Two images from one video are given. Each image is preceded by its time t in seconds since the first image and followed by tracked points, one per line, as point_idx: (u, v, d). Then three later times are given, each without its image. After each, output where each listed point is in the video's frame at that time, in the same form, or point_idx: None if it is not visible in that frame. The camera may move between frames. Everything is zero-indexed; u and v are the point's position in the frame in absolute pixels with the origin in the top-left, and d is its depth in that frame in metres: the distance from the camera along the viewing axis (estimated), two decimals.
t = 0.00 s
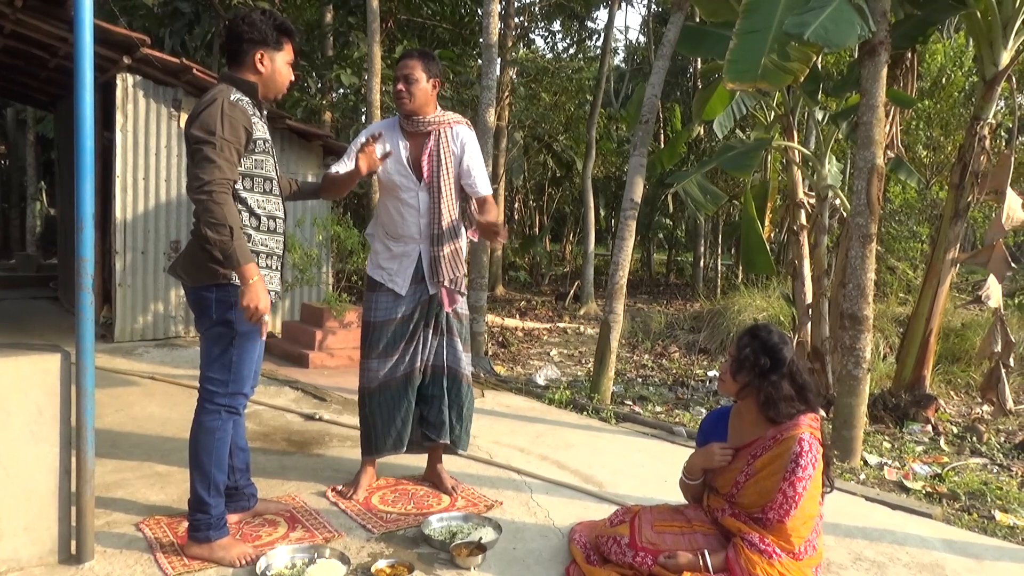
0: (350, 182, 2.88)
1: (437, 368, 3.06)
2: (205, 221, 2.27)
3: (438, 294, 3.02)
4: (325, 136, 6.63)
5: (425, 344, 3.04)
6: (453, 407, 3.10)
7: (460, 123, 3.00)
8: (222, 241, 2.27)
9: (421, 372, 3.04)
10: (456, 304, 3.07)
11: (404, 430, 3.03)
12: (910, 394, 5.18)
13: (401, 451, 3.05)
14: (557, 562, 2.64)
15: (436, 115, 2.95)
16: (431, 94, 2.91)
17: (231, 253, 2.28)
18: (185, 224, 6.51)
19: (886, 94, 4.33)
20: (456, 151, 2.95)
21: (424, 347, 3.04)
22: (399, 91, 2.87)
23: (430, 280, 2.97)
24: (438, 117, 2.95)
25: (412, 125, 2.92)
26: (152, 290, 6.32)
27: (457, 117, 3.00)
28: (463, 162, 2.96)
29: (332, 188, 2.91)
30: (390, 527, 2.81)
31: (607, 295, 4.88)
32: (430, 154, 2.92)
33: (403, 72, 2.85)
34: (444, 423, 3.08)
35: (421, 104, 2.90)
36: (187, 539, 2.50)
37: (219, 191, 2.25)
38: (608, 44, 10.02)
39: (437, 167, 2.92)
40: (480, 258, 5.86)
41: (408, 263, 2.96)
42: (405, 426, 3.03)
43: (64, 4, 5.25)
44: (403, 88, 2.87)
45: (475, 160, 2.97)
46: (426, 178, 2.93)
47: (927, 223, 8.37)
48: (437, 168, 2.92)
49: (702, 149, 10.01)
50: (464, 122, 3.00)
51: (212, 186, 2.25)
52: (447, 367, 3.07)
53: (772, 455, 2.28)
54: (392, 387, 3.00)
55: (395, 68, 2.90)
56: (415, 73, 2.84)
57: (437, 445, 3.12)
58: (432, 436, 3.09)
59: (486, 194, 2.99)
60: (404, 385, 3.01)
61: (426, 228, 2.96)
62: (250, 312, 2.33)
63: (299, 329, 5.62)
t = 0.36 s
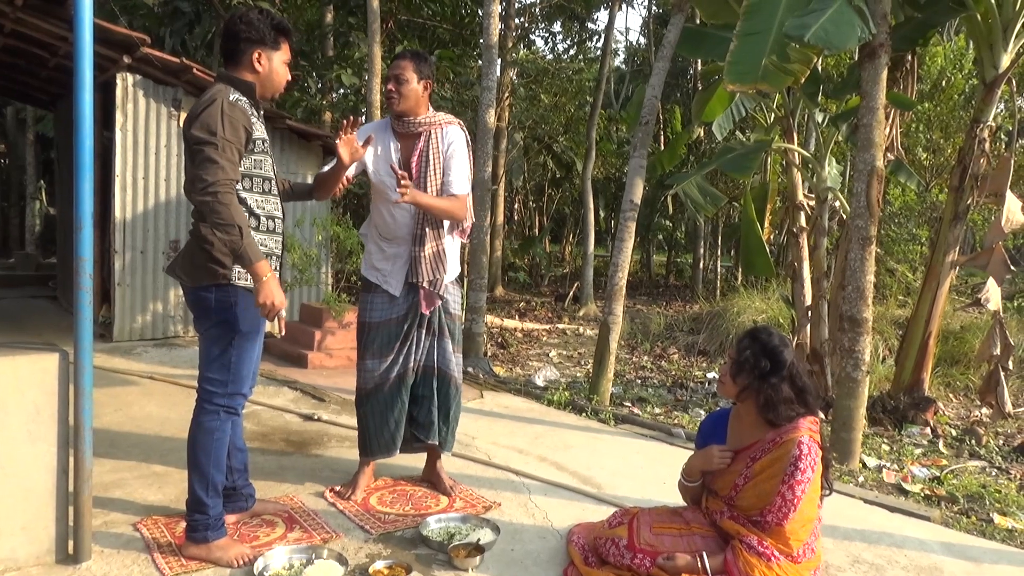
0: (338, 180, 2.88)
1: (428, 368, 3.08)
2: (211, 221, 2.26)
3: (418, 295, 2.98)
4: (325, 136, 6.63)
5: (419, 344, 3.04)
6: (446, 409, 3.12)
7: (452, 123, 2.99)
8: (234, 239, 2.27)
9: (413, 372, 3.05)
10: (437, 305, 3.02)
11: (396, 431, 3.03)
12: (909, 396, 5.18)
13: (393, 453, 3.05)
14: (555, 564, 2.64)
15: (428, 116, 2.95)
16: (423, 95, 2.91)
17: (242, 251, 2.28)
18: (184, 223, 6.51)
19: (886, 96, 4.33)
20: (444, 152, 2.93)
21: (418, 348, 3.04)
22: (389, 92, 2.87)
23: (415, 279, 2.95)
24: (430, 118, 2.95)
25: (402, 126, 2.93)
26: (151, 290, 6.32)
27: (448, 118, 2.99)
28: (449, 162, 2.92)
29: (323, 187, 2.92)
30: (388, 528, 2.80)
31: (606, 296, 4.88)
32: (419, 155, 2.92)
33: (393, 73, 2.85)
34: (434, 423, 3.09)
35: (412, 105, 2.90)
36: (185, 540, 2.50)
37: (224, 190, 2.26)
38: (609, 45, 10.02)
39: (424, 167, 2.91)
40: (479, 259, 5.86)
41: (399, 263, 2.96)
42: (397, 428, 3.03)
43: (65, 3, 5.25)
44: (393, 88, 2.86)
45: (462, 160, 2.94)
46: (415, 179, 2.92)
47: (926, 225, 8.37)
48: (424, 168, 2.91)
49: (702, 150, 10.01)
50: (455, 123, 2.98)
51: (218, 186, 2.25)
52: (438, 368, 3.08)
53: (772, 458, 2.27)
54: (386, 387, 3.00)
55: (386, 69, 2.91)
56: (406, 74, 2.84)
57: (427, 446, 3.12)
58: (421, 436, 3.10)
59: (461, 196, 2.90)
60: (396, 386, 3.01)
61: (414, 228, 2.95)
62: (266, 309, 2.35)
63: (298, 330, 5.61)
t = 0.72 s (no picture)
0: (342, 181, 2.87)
1: (428, 369, 3.07)
2: (204, 222, 2.26)
3: (417, 295, 2.96)
4: (323, 136, 6.62)
5: (421, 345, 3.04)
6: (443, 409, 3.12)
7: (457, 123, 2.98)
8: (222, 243, 2.26)
9: (415, 373, 3.04)
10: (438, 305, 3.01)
11: (398, 431, 3.04)
12: (907, 398, 5.18)
13: (395, 452, 3.05)
14: (552, 566, 2.64)
15: (433, 116, 2.94)
16: (428, 95, 2.91)
17: (232, 254, 2.27)
18: (182, 223, 6.50)
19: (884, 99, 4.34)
20: (449, 152, 2.93)
21: (420, 349, 3.04)
22: (395, 92, 2.88)
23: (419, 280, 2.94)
24: (435, 118, 2.94)
25: (408, 126, 2.93)
26: (148, 290, 6.30)
27: (454, 118, 2.98)
28: (453, 162, 2.92)
29: (328, 188, 2.91)
30: (385, 529, 2.80)
31: (605, 297, 4.87)
32: (424, 155, 2.92)
33: (399, 73, 2.85)
34: (431, 422, 3.09)
35: (417, 106, 2.90)
36: (181, 541, 2.49)
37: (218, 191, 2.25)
38: (608, 47, 10.02)
39: (429, 167, 2.91)
40: (477, 260, 5.85)
41: (404, 264, 2.96)
42: (399, 428, 3.03)
43: (63, 2, 5.25)
44: (399, 89, 2.86)
45: (467, 160, 2.93)
46: (419, 179, 2.92)
47: (924, 228, 8.37)
48: (428, 168, 2.91)
49: (700, 152, 10.03)
50: (461, 123, 2.98)
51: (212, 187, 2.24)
52: (438, 369, 3.08)
53: (770, 460, 2.27)
54: (388, 388, 2.99)
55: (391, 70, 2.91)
56: (411, 75, 2.84)
57: (424, 445, 3.13)
58: (418, 435, 3.11)
59: (466, 196, 2.90)
60: (399, 386, 3.00)
61: (419, 228, 2.95)
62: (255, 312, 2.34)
63: (296, 330, 5.61)
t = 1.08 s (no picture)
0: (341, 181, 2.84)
1: (431, 370, 3.07)
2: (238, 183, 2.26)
3: (427, 295, 2.98)
4: (322, 137, 6.61)
5: (421, 346, 3.03)
6: (445, 410, 3.10)
7: (457, 123, 2.98)
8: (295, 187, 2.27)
9: (416, 374, 3.04)
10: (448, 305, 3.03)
11: (398, 432, 3.03)
12: (906, 399, 5.17)
13: (395, 454, 3.05)
14: (551, 568, 2.63)
15: (433, 117, 2.94)
16: (428, 97, 2.91)
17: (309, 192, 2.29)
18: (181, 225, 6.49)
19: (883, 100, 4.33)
20: (449, 152, 2.92)
21: (419, 350, 3.03)
22: (395, 94, 2.88)
23: (424, 281, 2.95)
24: (435, 119, 2.94)
25: (408, 127, 2.93)
26: (148, 291, 6.30)
27: (454, 118, 2.98)
28: (453, 162, 2.91)
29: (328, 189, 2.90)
30: (384, 531, 2.79)
31: (604, 298, 4.87)
32: (424, 155, 2.92)
33: (398, 74, 2.85)
34: (434, 425, 3.08)
35: (416, 107, 2.90)
36: (180, 542, 2.49)
37: (244, 161, 2.26)
38: (607, 48, 10.02)
39: (429, 168, 2.91)
40: (477, 261, 5.84)
41: (405, 265, 2.96)
42: (399, 430, 3.02)
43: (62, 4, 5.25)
44: (398, 91, 2.87)
45: (467, 160, 2.93)
46: (420, 179, 2.92)
47: (923, 229, 8.37)
48: (428, 169, 2.90)
49: (700, 153, 10.06)
50: (461, 123, 2.97)
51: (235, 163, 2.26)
52: (439, 370, 3.08)
53: (769, 462, 2.27)
54: (388, 388, 2.99)
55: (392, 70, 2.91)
56: (410, 76, 2.85)
57: (427, 447, 3.12)
58: (420, 437, 3.10)
59: (465, 196, 2.89)
60: (398, 386, 3.00)
61: (421, 229, 2.94)
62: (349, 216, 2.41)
63: (295, 332, 5.60)
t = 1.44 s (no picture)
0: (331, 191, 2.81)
1: (423, 378, 3.06)
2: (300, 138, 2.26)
3: (415, 304, 2.97)
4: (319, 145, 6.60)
5: (414, 354, 3.03)
6: (439, 418, 3.10)
7: (449, 130, 2.99)
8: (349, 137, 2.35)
9: (409, 382, 3.04)
10: (433, 313, 3.03)
11: (393, 441, 3.02)
12: (903, 404, 5.17)
13: (389, 464, 3.04)
14: None
15: (425, 124, 2.95)
16: (419, 104, 2.91)
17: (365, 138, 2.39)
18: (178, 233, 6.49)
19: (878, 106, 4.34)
20: (441, 158, 2.92)
21: (413, 359, 3.03)
22: (386, 101, 2.88)
23: (413, 288, 2.94)
24: (426, 126, 2.95)
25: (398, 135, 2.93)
26: (144, 300, 6.29)
27: (445, 125, 2.99)
28: (444, 169, 2.92)
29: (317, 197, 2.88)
30: (382, 540, 2.78)
31: (601, 304, 4.87)
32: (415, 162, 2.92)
33: (391, 82, 2.85)
34: (429, 433, 3.07)
35: (408, 113, 2.90)
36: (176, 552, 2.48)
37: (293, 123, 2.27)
38: (603, 55, 10.05)
39: (420, 174, 2.90)
40: (474, 269, 5.84)
41: (395, 273, 2.96)
42: (393, 440, 3.02)
43: (57, 13, 5.25)
44: (390, 97, 2.87)
45: (457, 168, 2.94)
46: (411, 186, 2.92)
47: (919, 233, 8.39)
48: (420, 175, 2.91)
49: (696, 159, 10.11)
50: (451, 130, 2.98)
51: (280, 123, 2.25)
52: (432, 378, 3.07)
53: (767, 467, 2.26)
54: (382, 398, 2.98)
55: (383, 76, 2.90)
56: (402, 83, 2.85)
57: (421, 456, 3.11)
58: (415, 446, 3.09)
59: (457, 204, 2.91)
60: (392, 396, 3.00)
61: (410, 236, 2.95)
62: (416, 165, 2.51)
63: (292, 340, 5.59)
